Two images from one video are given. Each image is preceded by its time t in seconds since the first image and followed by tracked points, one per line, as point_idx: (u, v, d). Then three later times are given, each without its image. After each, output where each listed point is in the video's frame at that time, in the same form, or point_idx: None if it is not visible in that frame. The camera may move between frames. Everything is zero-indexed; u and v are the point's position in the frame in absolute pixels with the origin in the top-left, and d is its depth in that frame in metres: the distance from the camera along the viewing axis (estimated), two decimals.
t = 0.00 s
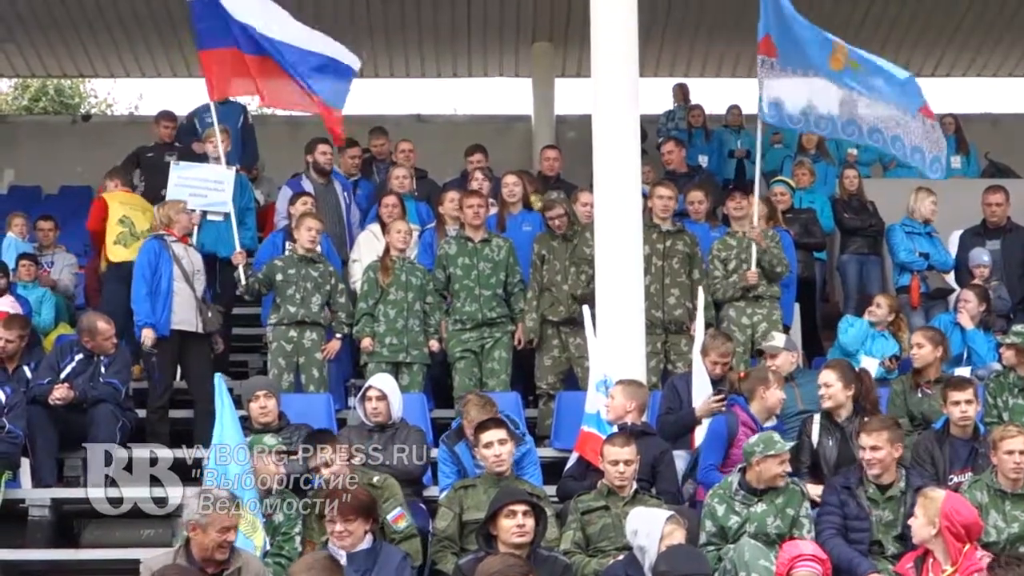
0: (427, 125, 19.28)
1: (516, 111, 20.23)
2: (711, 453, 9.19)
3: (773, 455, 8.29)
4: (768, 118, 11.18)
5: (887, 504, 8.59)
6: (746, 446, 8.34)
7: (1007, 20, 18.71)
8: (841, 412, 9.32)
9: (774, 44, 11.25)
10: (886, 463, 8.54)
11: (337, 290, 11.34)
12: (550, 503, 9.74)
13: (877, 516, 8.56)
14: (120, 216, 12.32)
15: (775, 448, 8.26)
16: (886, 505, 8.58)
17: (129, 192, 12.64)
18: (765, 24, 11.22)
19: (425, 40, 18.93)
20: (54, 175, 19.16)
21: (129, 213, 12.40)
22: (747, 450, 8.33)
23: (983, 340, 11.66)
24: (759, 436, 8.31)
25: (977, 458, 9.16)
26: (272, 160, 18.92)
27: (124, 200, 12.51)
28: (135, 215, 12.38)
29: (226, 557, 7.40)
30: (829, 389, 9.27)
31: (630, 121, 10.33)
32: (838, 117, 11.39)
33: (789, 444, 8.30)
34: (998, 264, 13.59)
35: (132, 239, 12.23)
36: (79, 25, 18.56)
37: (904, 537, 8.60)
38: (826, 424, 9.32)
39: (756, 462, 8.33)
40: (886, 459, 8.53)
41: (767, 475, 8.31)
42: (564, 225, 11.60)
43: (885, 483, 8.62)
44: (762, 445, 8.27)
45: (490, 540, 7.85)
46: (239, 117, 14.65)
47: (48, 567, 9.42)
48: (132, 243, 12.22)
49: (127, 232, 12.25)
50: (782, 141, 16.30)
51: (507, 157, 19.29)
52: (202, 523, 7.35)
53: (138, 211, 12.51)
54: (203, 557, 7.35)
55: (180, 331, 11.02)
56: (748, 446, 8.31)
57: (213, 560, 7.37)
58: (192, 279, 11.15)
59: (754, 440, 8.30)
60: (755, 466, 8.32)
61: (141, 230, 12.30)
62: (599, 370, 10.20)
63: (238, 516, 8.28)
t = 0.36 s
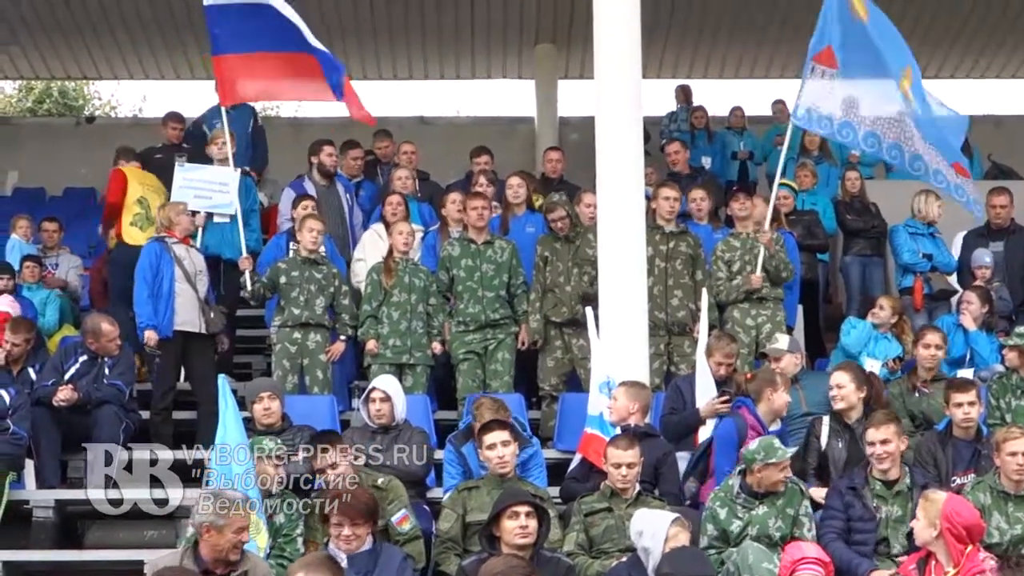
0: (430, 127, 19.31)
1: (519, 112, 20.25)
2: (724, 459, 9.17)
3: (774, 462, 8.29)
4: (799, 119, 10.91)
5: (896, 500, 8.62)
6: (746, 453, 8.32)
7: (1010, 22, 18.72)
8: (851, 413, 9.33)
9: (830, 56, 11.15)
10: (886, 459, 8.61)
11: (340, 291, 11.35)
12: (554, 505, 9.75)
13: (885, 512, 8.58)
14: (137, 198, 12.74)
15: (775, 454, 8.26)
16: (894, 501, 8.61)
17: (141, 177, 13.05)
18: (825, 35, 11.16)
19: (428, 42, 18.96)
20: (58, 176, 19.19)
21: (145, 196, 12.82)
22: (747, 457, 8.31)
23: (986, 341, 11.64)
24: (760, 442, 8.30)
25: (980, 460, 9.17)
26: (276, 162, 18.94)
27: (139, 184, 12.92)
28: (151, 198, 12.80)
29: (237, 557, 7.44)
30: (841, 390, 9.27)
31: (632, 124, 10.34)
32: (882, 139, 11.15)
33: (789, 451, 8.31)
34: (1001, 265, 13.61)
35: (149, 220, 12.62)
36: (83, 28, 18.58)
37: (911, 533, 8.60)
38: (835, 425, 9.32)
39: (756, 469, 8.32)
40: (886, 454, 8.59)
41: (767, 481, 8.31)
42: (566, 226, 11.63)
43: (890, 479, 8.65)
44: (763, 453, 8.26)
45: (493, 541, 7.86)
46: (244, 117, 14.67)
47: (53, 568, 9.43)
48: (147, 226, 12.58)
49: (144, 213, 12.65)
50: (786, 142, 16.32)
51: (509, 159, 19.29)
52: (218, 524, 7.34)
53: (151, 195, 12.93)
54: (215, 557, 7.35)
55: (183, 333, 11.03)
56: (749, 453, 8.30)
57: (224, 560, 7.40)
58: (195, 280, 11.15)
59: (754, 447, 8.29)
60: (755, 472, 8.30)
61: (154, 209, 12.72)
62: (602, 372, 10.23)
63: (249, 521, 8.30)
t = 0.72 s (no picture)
0: (433, 130, 19.32)
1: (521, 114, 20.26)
2: (734, 462, 9.14)
3: (775, 465, 8.27)
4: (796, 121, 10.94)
5: (899, 499, 8.64)
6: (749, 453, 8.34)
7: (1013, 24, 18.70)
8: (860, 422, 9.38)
9: (820, 54, 11.16)
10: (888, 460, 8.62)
11: (343, 294, 11.35)
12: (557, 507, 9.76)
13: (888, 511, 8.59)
14: (140, 204, 12.77)
15: (780, 456, 8.24)
16: (897, 501, 8.62)
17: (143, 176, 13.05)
18: (812, 35, 11.14)
19: (429, 45, 18.97)
20: (60, 179, 19.20)
21: (148, 201, 12.85)
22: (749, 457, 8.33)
23: (989, 343, 11.63)
24: (763, 444, 8.31)
25: (982, 461, 9.16)
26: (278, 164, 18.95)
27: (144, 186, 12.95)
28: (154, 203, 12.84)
29: (242, 562, 7.45)
30: (854, 397, 9.33)
31: (634, 126, 10.34)
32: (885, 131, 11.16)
33: (792, 453, 8.27)
34: (1003, 267, 13.60)
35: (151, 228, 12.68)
36: (85, 31, 18.61)
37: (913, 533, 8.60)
38: (842, 429, 9.29)
39: (759, 470, 8.32)
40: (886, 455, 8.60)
41: (769, 483, 8.30)
42: (567, 227, 11.62)
43: (888, 479, 8.68)
44: (765, 454, 8.26)
45: (495, 542, 7.87)
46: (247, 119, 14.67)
47: (55, 570, 9.43)
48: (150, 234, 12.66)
49: (146, 221, 12.70)
50: (787, 144, 16.32)
51: (511, 161, 19.30)
52: (226, 528, 7.33)
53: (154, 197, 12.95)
54: (220, 560, 7.37)
55: (185, 335, 11.04)
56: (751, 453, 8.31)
57: (229, 564, 7.40)
58: (197, 283, 11.15)
59: (757, 447, 8.30)
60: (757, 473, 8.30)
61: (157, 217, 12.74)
62: (603, 372, 10.17)
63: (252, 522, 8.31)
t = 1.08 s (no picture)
0: (432, 131, 19.36)
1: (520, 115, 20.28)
2: (730, 465, 9.15)
3: (800, 463, 8.29)
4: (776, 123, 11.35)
5: (898, 503, 8.66)
6: (772, 452, 8.33)
7: (1012, 26, 18.73)
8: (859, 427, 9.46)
9: (786, 48, 11.41)
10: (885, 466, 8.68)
11: (341, 295, 11.37)
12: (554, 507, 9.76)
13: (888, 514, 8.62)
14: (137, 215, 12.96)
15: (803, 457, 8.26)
16: (896, 504, 8.65)
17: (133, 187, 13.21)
18: (777, 30, 11.38)
19: (429, 45, 18.98)
20: (60, 179, 19.22)
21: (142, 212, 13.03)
22: (773, 457, 8.32)
23: (987, 344, 11.67)
24: (787, 443, 8.32)
25: (979, 463, 9.18)
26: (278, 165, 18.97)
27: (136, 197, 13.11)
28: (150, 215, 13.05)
29: (240, 562, 7.44)
30: (856, 403, 9.41)
31: (633, 127, 10.36)
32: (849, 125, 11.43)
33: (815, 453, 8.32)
34: (1002, 269, 13.61)
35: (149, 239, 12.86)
36: (86, 32, 18.63)
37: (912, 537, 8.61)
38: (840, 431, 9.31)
39: (780, 469, 8.32)
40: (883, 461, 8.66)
41: (790, 482, 8.31)
42: (565, 227, 11.62)
43: (888, 483, 8.70)
44: (789, 453, 8.27)
45: (493, 543, 7.88)
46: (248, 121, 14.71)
47: (54, 569, 9.45)
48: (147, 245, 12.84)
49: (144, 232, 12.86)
50: (786, 145, 16.34)
51: (510, 162, 19.32)
52: (223, 529, 7.34)
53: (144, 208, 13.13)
54: (217, 560, 7.39)
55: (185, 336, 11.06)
56: (775, 452, 8.31)
57: (226, 565, 7.41)
58: (196, 284, 11.16)
59: (781, 446, 8.30)
60: (779, 472, 8.31)
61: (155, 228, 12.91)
62: (600, 372, 10.21)
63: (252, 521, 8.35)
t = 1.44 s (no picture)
0: (430, 130, 19.36)
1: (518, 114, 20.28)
2: (730, 465, 9.16)
3: (794, 459, 8.30)
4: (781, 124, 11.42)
5: (892, 506, 8.64)
6: (766, 448, 8.33)
7: (1011, 27, 18.75)
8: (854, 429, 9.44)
9: (752, 46, 11.37)
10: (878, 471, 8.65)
11: (339, 294, 11.37)
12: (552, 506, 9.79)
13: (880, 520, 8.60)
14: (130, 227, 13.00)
15: (795, 452, 8.27)
16: (889, 508, 8.62)
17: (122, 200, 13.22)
18: (741, 31, 11.34)
19: (428, 45, 18.97)
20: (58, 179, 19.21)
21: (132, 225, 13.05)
22: (767, 453, 8.33)
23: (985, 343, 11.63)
24: (780, 438, 8.32)
25: (977, 463, 9.19)
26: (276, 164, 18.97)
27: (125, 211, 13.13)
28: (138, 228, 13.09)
29: (235, 558, 7.46)
30: (848, 405, 9.37)
31: (632, 127, 10.36)
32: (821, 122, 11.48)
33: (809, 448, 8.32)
34: (1000, 269, 13.62)
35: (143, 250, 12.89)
36: (85, 31, 18.64)
37: (906, 540, 8.61)
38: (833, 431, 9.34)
39: (775, 464, 8.33)
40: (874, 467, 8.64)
41: (786, 477, 8.33)
42: (565, 225, 11.63)
43: (881, 488, 8.68)
44: (784, 448, 8.27)
45: (491, 543, 7.88)
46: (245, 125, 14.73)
47: (52, 569, 9.44)
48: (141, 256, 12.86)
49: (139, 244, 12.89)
50: (785, 146, 16.33)
51: (509, 162, 19.32)
52: (214, 526, 7.37)
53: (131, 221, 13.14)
54: (212, 558, 7.40)
55: (183, 335, 11.06)
56: (770, 449, 8.31)
57: (222, 562, 7.43)
58: (193, 283, 11.14)
59: (775, 442, 8.30)
60: (774, 468, 8.33)
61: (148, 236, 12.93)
62: (597, 371, 10.21)
63: (246, 515, 8.39)
